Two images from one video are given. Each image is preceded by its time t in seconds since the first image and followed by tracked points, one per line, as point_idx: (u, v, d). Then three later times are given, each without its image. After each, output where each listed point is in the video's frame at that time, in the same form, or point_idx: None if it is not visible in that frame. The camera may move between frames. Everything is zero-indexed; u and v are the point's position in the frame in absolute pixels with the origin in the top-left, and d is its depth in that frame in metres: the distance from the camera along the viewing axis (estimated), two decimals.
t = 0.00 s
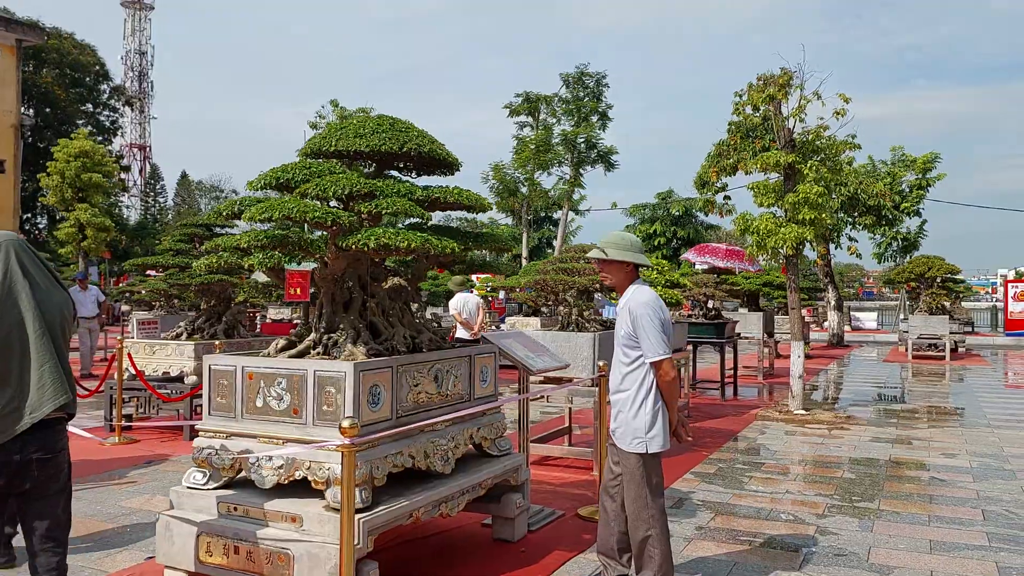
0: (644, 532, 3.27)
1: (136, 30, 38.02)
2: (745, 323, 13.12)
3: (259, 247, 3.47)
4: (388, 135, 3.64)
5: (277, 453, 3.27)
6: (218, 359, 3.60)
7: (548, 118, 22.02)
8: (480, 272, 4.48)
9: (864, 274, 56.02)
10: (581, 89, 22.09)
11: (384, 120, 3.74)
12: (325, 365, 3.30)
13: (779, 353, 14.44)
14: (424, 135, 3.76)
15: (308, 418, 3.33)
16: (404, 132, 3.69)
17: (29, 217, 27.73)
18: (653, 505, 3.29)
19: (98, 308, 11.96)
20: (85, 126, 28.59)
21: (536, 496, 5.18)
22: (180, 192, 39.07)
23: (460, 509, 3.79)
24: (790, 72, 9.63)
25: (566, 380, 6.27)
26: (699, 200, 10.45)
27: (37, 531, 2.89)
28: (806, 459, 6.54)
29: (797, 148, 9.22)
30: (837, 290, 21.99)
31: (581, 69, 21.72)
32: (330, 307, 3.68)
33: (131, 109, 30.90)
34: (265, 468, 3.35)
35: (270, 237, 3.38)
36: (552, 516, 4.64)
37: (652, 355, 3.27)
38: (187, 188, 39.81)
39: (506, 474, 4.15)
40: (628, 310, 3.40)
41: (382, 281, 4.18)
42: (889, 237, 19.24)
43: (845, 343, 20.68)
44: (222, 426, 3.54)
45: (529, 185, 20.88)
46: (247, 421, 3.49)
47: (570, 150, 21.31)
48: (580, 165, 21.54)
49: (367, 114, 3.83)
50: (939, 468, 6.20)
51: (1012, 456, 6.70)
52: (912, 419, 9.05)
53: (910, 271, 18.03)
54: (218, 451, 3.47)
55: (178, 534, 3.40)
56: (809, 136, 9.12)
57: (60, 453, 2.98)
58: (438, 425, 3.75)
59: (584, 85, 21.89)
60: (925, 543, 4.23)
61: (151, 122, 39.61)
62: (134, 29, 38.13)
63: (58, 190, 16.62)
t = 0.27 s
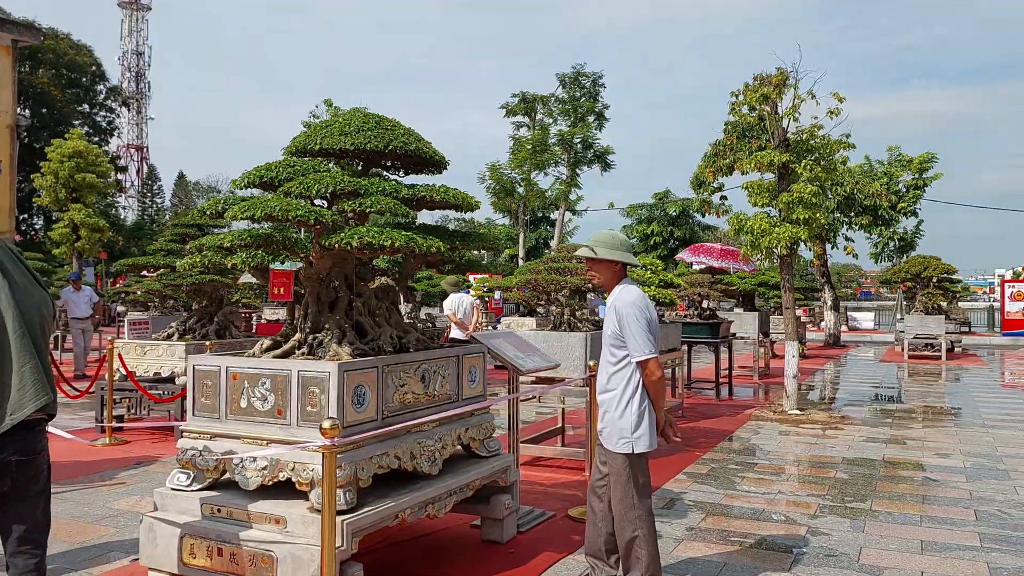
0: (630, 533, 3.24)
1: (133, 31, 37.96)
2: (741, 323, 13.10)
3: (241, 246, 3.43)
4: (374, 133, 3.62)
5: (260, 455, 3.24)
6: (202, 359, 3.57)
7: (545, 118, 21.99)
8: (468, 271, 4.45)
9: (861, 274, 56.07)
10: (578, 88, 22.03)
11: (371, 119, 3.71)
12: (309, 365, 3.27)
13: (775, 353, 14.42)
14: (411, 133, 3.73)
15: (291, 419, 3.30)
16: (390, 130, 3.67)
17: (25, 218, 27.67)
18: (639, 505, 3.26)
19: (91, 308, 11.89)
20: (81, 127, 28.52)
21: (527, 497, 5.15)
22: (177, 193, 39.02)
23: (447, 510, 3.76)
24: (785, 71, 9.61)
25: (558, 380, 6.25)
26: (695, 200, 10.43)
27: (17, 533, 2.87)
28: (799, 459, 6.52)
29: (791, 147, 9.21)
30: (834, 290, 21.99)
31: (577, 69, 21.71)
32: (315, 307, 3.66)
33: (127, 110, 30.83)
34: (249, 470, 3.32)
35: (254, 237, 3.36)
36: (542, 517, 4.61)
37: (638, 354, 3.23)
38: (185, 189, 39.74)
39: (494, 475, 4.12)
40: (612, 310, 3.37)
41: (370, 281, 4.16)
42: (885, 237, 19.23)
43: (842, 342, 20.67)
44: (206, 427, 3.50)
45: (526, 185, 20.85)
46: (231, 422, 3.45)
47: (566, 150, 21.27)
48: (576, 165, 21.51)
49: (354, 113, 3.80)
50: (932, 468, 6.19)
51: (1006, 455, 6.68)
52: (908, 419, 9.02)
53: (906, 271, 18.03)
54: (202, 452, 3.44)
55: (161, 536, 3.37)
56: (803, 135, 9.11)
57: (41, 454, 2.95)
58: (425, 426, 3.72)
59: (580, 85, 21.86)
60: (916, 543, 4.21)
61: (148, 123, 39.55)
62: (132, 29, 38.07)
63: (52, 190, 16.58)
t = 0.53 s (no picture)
0: (622, 533, 3.22)
1: (131, 32, 37.93)
2: (738, 322, 13.09)
3: (230, 245, 3.40)
4: (364, 131, 3.59)
5: (249, 455, 3.22)
6: (191, 359, 3.54)
7: (542, 118, 21.97)
8: (460, 271, 4.43)
9: (860, 275, 56.12)
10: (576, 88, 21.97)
11: (361, 117, 3.69)
12: (298, 364, 3.25)
13: (773, 353, 14.40)
14: (401, 131, 3.71)
15: (280, 419, 3.27)
16: (380, 129, 3.64)
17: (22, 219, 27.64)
18: (631, 505, 3.23)
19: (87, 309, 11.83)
20: (79, 128, 28.48)
21: (521, 498, 5.13)
22: (176, 194, 38.99)
23: (438, 510, 3.74)
24: (782, 71, 9.60)
25: (553, 380, 6.23)
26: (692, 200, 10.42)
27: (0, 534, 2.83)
28: (795, 459, 6.50)
29: (787, 147, 9.20)
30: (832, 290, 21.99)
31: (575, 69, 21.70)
32: (305, 306, 3.63)
33: (126, 110, 30.79)
34: (237, 470, 3.29)
35: (242, 235, 3.32)
36: (535, 517, 4.59)
37: (629, 354, 3.20)
38: (183, 189, 39.71)
39: (487, 475, 4.10)
40: (604, 310, 3.33)
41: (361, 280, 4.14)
42: (883, 237, 19.23)
43: (840, 343, 20.67)
44: (195, 428, 3.47)
45: (523, 185, 20.84)
46: (219, 422, 3.42)
47: (564, 150, 21.23)
48: (574, 165, 21.48)
49: (344, 111, 3.78)
50: (927, 468, 6.17)
51: (1003, 455, 6.66)
52: (905, 419, 9.01)
53: (904, 271, 18.03)
54: (191, 452, 3.41)
55: (149, 537, 3.33)
56: (799, 135, 9.10)
57: (25, 454, 2.92)
58: (415, 426, 3.70)
59: (578, 85, 21.84)
60: (910, 543, 4.18)
61: (147, 123, 39.54)
62: (130, 30, 38.04)
63: (48, 191, 16.56)
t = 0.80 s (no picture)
0: (613, 535, 3.16)
1: (128, 32, 37.81)
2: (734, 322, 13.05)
3: (214, 242, 3.35)
4: (351, 127, 3.54)
5: (233, 456, 3.15)
6: (175, 359, 3.47)
7: (539, 117, 21.93)
8: (451, 269, 4.38)
9: (856, 275, 56.14)
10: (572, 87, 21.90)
11: (348, 113, 3.63)
12: (282, 364, 3.19)
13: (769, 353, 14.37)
14: (389, 127, 3.66)
15: (264, 419, 3.21)
16: (368, 125, 3.59)
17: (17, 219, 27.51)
18: (622, 507, 3.17)
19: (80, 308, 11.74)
20: (74, 127, 28.36)
21: (512, 499, 5.08)
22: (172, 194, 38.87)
23: (427, 512, 3.69)
24: (777, 71, 9.56)
25: (546, 380, 6.18)
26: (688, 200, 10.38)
27: None
28: (790, 460, 6.45)
29: (783, 146, 9.16)
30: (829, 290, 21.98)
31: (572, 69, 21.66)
32: (291, 305, 3.59)
33: (121, 110, 30.68)
34: (220, 472, 3.24)
35: (227, 233, 3.27)
36: (526, 519, 4.54)
37: (625, 356, 3.09)
38: (179, 190, 39.59)
39: (476, 476, 4.05)
40: (598, 309, 3.20)
41: (349, 278, 4.09)
42: (879, 237, 19.19)
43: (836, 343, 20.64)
44: (179, 429, 3.41)
45: (520, 185, 20.79)
46: (204, 423, 3.36)
47: (560, 150, 21.17)
48: (571, 164, 21.41)
49: (331, 107, 3.72)
50: (923, 468, 6.12)
51: (999, 456, 6.62)
52: (900, 419, 8.97)
53: (900, 271, 18.01)
54: (175, 454, 3.35)
55: (132, 539, 3.27)
56: (795, 134, 9.05)
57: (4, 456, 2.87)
58: (403, 427, 3.65)
59: (574, 85, 21.79)
60: (905, 545, 4.13)
61: (143, 123, 39.42)
62: (127, 30, 37.93)
63: (40, 190, 16.47)
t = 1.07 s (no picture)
0: (607, 546, 3.07)
1: (123, 31, 37.62)
2: (730, 323, 12.98)
3: (194, 243, 3.25)
4: (336, 125, 3.44)
5: (214, 464, 3.05)
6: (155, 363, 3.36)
7: (534, 117, 21.85)
8: (441, 270, 4.29)
9: (852, 275, 56.26)
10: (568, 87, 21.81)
11: (334, 110, 3.54)
12: (265, 369, 3.09)
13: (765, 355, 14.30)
14: (376, 125, 3.56)
15: (247, 425, 3.10)
16: (354, 123, 3.49)
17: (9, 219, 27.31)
18: (617, 517, 3.08)
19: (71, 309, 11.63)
20: (68, 127, 28.16)
21: (505, 505, 4.98)
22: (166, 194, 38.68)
23: (416, 520, 3.59)
24: (774, 70, 9.49)
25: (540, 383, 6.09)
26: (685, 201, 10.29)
27: None
28: (787, 463, 6.37)
29: (779, 146, 9.09)
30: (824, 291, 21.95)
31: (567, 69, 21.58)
32: (275, 308, 3.50)
33: (115, 110, 30.50)
34: (201, 479, 3.14)
35: (207, 233, 3.17)
36: (518, 526, 4.45)
37: (622, 361, 3.00)
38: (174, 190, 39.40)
39: (467, 483, 3.96)
40: (595, 312, 3.10)
41: (336, 279, 4.00)
42: (876, 237, 19.15)
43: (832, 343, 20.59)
44: (159, 435, 3.30)
45: (515, 185, 20.70)
46: (184, 430, 3.24)
47: (556, 150, 21.07)
48: (566, 165, 21.32)
49: (317, 104, 3.63)
50: (921, 472, 6.05)
51: (997, 459, 6.54)
52: (898, 421, 8.90)
53: (897, 272, 17.96)
54: (155, 461, 3.24)
55: (110, 549, 3.16)
56: (791, 134, 8.98)
57: None
58: (392, 433, 3.55)
59: (570, 85, 21.71)
60: (905, 552, 4.06)
61: (138, 123, 39.22)
62: (122, 30, 37.74)
63: (30, 190, 16.32)
